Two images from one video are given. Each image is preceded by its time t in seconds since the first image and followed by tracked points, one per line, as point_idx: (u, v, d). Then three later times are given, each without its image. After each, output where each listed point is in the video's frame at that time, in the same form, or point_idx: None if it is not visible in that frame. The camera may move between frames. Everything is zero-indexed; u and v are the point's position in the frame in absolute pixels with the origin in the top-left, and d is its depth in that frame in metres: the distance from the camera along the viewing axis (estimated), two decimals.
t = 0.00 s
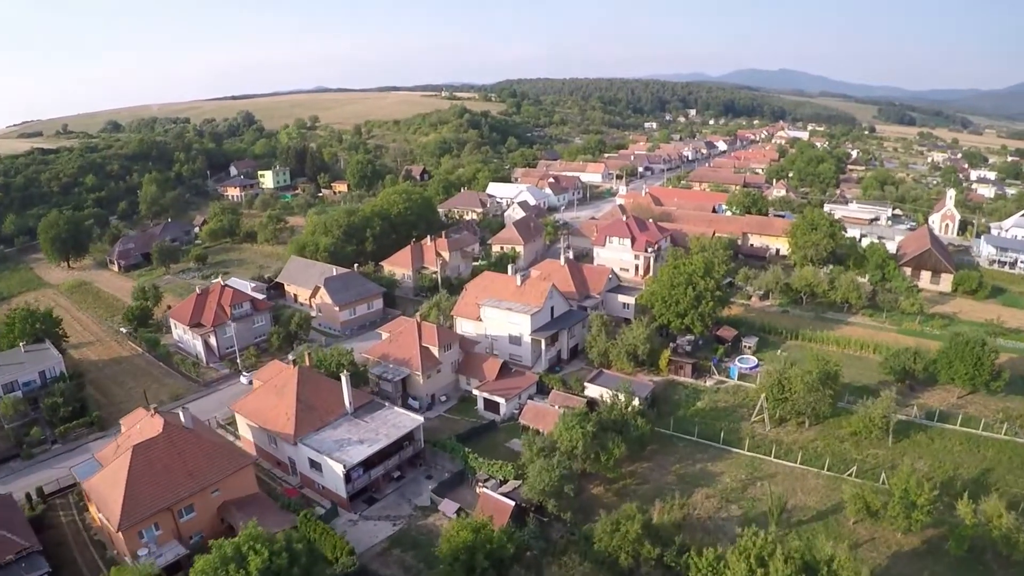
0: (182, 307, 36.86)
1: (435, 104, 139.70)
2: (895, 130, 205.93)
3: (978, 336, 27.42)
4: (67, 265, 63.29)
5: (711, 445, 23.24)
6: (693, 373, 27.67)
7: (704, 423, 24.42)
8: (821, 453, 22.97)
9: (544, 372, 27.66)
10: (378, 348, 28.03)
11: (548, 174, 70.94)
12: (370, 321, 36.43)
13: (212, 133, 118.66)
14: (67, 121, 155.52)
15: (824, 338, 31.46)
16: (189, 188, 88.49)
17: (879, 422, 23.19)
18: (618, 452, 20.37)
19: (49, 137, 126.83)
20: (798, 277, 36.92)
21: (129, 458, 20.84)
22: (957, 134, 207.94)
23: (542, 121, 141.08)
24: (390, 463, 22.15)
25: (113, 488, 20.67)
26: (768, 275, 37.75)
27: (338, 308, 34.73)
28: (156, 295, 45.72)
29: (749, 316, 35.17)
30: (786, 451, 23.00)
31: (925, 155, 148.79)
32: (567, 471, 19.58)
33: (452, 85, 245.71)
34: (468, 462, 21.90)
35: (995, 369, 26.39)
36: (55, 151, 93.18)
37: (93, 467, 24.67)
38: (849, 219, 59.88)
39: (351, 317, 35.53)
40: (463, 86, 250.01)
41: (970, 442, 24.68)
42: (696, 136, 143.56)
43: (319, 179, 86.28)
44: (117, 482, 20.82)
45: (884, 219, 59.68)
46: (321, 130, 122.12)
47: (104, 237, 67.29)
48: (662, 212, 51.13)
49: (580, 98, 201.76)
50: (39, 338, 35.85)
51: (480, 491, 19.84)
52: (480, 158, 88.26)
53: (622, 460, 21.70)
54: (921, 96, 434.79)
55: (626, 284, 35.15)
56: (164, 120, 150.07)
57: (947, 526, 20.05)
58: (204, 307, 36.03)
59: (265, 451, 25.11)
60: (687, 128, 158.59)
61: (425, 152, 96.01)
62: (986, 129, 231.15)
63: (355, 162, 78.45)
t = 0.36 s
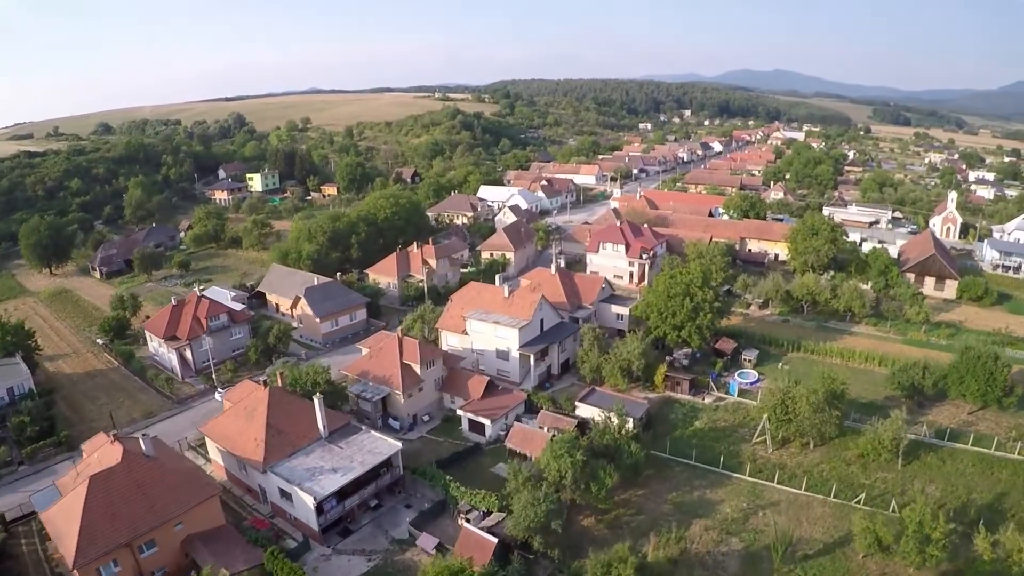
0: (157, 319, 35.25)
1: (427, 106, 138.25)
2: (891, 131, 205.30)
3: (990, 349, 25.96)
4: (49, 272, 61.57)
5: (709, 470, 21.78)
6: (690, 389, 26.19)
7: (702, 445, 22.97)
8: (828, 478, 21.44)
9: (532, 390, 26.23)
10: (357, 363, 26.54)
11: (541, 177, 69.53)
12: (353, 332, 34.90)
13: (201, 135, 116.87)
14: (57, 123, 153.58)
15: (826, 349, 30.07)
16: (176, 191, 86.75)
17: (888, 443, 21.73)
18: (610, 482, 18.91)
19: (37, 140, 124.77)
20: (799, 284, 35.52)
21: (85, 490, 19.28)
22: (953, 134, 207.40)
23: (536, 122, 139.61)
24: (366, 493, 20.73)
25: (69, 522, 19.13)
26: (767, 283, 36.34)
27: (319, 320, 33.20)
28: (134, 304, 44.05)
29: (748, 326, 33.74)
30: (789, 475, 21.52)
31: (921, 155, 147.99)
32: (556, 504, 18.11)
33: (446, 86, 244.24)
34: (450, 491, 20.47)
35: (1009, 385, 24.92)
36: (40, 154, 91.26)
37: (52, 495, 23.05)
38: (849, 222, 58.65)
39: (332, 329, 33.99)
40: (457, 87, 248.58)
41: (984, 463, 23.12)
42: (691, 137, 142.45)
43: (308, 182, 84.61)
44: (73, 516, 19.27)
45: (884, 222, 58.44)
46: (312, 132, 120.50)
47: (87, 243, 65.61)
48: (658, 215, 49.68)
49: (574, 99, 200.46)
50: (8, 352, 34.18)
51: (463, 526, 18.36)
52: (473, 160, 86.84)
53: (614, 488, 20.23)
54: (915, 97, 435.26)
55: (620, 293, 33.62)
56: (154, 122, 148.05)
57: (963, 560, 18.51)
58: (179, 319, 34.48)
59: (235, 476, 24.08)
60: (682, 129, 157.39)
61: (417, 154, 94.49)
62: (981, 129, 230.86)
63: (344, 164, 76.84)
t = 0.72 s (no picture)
0: (127, 332, 33.61)
1: (418, 107, 136.83)
2: (884, 131, 204.86)
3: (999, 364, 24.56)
4: (25, 279, 59.77)
5: (705, 498, 20.34)
6: (684, 408, 24.76)
7: (696, 469, 21.55)
8: (831, 506, 20.00)
9: (517, 410, 24.77)
10: (331, 382, 25.01)
11: (532, 180, 68.10)
12: (331, 345, 33.38)
13: (188, 137, 115.04)
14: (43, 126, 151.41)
15: (826, 362, 28.71)
16: (160, 195, 85.01)
17: (895, 468, 20.33)
18: (597, 517, 17.52)
19: (21, 142, 122.65)
20: (797, 293, 34.18)
21: (30, 529, 17.64)
22: (947, 134, 207.19)
23: (528, 123, 138.27)
24: (336, 525, 19.24)
25: (11, 564, 17.48)
26: (764, 290, 34.98)
27: (295, 333, 31.66)
28: (109, 315, 42.35)
29: (745, 337, 32.37)
30: (790, 503, 20.08)
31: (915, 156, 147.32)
32: (538, 543, 16.64)
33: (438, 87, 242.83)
34: (426, 524, 19.01)
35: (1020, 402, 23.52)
36: (21, 158, 89.27)
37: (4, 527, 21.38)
38: (846, 225, 57.44)
39: (310, 342, 32.44)
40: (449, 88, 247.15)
41: (995, 486, 21.67)
42: (684, 138, 141.42)
43: (295, 185, 83.00)
44: (16, 557, 17.63)
45: (882, 225, 57.23)
46: (301, 134, 118.86)
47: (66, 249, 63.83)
48: (651, 220, 48.29)
49: (567, 100, 199.38)
50: None
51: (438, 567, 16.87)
52: (463, 163, 85.36)
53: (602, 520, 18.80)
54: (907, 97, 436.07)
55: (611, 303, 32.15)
56: (142, 124, 146.04)
57: None
58: (149, 333, 32.87)
59: (200, 504, 22.57)
60: (675, 130, 156.30)
61: (406, 157, 92.94)
62: (974, 129, 230.80)
63: (331, 167, 75.26)
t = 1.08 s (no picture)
0: (96, 345, 32.01)
1: (410, 108, 135.34)
2: (880, 132, 204.03)
3: (1011, 380, 23.16)
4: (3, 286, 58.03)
5: (700, 530, 18.91)
6: (679, 428, 23.31)
7: (691, 497, 20.11)
8: (836, 538, 18.57)
9: (499, 431, 23.29)
10: (303, 401, 23.47)
11: (523, 182, 66.62)
12: (309, 358, 31.86)
13: (176, 138, 113.20)
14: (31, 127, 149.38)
15: (828, 376, 27.32)
16: (146, 198, 83.29)
17: (904, 496, 18.88)
18: (581, 557, 16.21)
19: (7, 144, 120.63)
20: (796, 302, 32.76)
21: None
22: (942, 135, 206.54)
23: (521, 124, 136.88)
24: (302, 562, 17.73)
25: None
26: (762, 299, 33.57)
27: (271, 345, 30.13)
28: (84, 325, 40.69)
29: (742, 349, 30.96)
30: (792, 535, 18.64)
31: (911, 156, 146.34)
32: None
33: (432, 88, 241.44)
34: (398, 562, 17.54)
35: None
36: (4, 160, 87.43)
37: None
38: (845, 229, 56.17)
39: (287, 355, 30.92)
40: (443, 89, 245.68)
41: (1008, 513, 20.25)
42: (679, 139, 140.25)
43: (283, 188, 81.44)
44: None
45: (881, 228, 55.96)
46: (291, 135, 117.25)
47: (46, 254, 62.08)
48: (644, 224, 46.86)
49: (561, 101, 198.06)
50: None
51: None
52: (453, 164, 83.93)
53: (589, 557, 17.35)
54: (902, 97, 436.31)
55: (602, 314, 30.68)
56: (131, 125, 144.10)
57: None
58: (119, 346, 31.28)
59: (161, 535, 21.02)
60: (670, 131, 155.12)
61: (396, 158, 91.43)
62: (969, 129, 230.27)
63: (318, 169, 73.69)
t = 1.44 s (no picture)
0: (66, 359, 30.49)
1: (404, 108, 133.80)
2: (877, 132, 202.80)
3: None
4: None
5: (694, 566, 17.49)
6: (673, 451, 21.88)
7: (686, 529, 18.70)
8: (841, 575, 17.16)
9: (481, 454, 21.88)
10: (272, 422, 21.99)
11: (515, 184, 65.17)
12: (287, 371, 30.39)
13: (165, 139, 111.45)
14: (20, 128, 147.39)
15: (830, 392, 25.95)
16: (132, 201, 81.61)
17: (915, 529, 17.47)
18: None
19: None
20: (797, 311, 31.34)
21: None
22: (939, 136, 205.77)
23: (516, 125, 135.44)
24: None
25: None
26: (761, 308, 32.17)
27: (246, 358, 28.64)
28: (58, 334, 39.08)
29: (741, 362, 29.57)
30: (794, 572, 17.21)
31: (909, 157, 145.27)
32: None
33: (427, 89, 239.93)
34: None
35: None
36: None
37: None
38: (845, 233, 54.86)
39: (263, 368, 29.46)
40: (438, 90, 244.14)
41: None
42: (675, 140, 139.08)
43: (272, 190, 79.88)
44: None
45: (881, 232, 54.67)
46: (282, 136, 115.68)
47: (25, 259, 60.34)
48: (639, 228, 45.45)
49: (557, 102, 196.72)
50: None
51: None
52: (445, 166, 82.46)
53: None
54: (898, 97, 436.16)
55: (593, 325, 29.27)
56: (122, 126, 142.35)
57: None
58: (88, 359, 29.76)
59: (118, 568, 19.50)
60: (666, 132, 153.86)
61: (388, 160, 89.94)
62: (966, 130, 229.51)
63: (307, 171, 72.17)
